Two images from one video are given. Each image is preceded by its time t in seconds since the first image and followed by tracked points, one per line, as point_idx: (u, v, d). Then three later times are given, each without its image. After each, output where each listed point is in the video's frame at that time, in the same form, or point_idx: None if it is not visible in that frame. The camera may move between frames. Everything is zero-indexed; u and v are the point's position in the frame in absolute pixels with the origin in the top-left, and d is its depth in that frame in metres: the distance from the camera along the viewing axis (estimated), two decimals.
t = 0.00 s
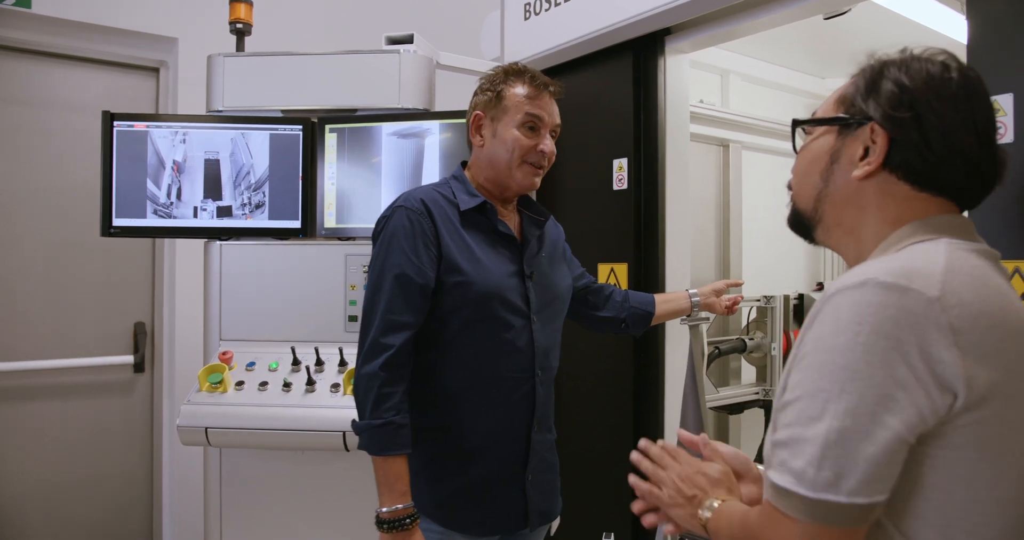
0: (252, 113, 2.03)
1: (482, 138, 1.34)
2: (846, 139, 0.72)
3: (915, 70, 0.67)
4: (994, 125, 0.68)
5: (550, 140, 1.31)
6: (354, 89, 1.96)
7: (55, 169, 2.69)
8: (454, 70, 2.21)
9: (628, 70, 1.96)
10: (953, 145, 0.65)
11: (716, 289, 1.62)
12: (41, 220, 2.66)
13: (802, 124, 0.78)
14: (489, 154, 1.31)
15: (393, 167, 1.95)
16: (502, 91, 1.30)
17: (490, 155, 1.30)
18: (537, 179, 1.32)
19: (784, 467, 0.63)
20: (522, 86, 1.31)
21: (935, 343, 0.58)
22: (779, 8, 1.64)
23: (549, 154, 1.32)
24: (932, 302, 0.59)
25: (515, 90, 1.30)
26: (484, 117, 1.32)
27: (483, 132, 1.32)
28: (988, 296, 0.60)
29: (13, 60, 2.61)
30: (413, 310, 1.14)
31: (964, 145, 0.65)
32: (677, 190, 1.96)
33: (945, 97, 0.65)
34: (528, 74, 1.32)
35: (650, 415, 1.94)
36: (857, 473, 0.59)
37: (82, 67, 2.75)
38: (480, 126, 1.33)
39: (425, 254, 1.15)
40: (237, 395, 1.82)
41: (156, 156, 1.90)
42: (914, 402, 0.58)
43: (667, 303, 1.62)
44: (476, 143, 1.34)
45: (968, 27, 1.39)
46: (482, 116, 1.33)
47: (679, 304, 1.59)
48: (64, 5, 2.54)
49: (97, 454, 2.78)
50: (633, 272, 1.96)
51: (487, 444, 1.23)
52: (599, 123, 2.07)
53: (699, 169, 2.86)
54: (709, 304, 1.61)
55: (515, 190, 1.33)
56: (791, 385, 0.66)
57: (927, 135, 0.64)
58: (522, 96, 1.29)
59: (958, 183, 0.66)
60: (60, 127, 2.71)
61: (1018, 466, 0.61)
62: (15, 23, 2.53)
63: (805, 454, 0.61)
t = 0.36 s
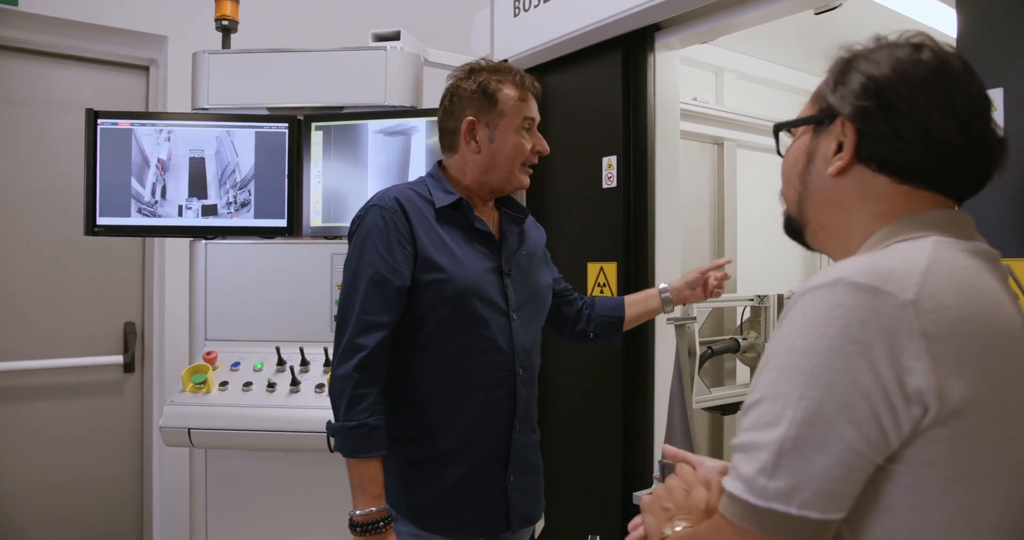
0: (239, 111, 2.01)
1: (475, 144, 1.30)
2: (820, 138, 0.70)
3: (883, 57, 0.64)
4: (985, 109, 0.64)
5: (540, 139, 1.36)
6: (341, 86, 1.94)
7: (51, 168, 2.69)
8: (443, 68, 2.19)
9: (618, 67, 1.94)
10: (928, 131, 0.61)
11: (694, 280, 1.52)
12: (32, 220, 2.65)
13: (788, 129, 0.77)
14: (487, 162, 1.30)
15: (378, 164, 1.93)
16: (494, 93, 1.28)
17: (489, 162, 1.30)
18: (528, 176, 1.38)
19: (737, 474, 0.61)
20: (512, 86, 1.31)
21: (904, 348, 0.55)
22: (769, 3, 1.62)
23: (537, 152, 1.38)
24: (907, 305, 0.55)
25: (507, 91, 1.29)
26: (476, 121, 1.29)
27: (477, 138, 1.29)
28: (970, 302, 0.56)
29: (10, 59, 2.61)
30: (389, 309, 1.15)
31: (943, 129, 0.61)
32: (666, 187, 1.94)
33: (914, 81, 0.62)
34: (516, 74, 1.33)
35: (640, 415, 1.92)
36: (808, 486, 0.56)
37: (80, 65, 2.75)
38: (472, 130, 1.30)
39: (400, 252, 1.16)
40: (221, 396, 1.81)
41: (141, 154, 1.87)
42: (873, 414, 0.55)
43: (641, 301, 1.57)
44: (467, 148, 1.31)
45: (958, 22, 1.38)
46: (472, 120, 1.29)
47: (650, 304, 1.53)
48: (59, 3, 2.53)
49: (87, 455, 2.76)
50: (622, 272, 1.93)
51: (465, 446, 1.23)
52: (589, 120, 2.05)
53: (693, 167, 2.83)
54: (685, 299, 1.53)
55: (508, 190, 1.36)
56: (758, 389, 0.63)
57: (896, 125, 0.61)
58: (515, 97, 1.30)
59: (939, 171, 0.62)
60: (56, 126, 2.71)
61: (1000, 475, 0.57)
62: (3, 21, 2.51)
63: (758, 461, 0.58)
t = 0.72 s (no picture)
0: (232, 109, 2.00)
1: (458, 138, 1.31)
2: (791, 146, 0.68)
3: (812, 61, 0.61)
4: (941, 84, 0.57)
5: (525, 129, 1.36)
6: (334, 84, 1.93)
7: (50, 167, 2.70)
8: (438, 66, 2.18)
9: (612, 64, 1.93)
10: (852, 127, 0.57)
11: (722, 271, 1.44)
12: (30, 219, 2.65)
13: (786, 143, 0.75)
14: (471, 156, 1.30)
15: (372, 163, 1.92)
16: (474, 86, 1.30)
17: (472, 156, 1.30)
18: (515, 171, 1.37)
19: (690, 489, 0.59)
20: (491, 79, 1.33)
21: (834, 348, 0.53)
22: None
23: (523, 144, 1.38)
24: (834, 305, 0.54)
25: (487, 83, 1.31)
26: (458, 115, 1.30)
27: (460, 133, 1.30)
28: (912, 298, 0.53)
29: (10, 58, 2.61)
30: (372, 309, 1.18)
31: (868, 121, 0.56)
32: (660, 186, 1.92)
33: (832, 80, 0.58)
34: (495, 67, 1.34)
35: (634, 413, 1.91)
36: (758, 494, 0.54)
37: (80, 65, 2.75)
38: (455, 125, 1.31)
39: (382, 251, 1.20)
40: (213, 395, 1.80)
41: (133, 153, 1.86)
42: (813, 413, 0.53)
43: (663, 284, 1.52)
44: (451, 143, 1.31)
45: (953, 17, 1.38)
46: (455, 115, 1.30)
47: (673, 287, 1.50)
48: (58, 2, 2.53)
49: (84, 455, 2.76)
50: (617, 270, 1.93)
51: (451, 444, 1.26)
52: (584, 118, 2.04)
53: (690, 166, 2.82)
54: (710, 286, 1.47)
55: (497, 184, 1.35)
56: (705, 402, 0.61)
57: (833, 131, 0.58)
58: (495, 90, 1.31)
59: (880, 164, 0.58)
60: (55, 125, 2.71)
61: (980, 473, 0.55)
62: None
63: (709, 475, 0.57)
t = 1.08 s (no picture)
0: (229, 108, 1.99)
1: (454, 135, 1.31)
2: (791, 123, 0.67)
3: (852, 39, 0.61)
4: (962, 92, 0.60)
5: (522, 123, 1.34)
6: (331, 83, 1.92)
7: (50, 167, 2.70)
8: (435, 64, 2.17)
9: (610, 62, 1.91)
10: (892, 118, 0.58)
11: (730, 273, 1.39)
12: (30, 218, 2.65)
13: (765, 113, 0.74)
14: (467, 152, 1.29)
15: (371, 163, 1.91)
16: (467, 82, 1.30)
17: (468, 152, 1.29)
18: (513, 167, 1.36)
19: (680, 490, 0.55)
20: (484, 74, 1.32)
21: (787, 338, 0.53)
22: None
23: (521, 138, 1.36)
24: (784, 295, 0.54)
25: (480, 79, 1.30)
26: (453, 112, 1.30)
27: (455, 129, 1.30)
28: (864, 289, 0.53)
29: (10, 58, 2.61)
30: (366, 309, 1.18)
31: (908, 116, 0.58)
32: (658, 188, 1.91)
33: (877, 64, 0.58)
34: (487, 63, 1.34)
35: (633, 414, 1.90)
36: (755, 476, 0.51)
37: (80, 65, 2.75)
38: (450, 122, 1.31)
39: (375, 251, 1.20)
40: (209, 395, 1.80)
41: (129, 152, 1.86)
42: (782, 398, 0.52)
43: (671, 287, 1.48)
44: (447, 141, 1.31)
45: (955, 14, 1.36)
46: (449, 111, 1.30)
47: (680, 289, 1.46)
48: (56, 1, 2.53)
49: (83, 455, 2.75)
50: (615, 270, 1.91)
51: (442, 446, 1.25)
52: (582, 117, 2.03)
53: (691, 165, 2.80)
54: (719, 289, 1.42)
55: (496, 180, 1.33)
56: (679, 402, 0.60)
57: (860, 113, 0.59)
58: (488, 85, 1.30)
59: (906, 162, 0.60)
60: (55, 125, 2.71)
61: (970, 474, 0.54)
62: None
63: (699, 467, 0.53)
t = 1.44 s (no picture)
0: (227, 106, 1.99)
1: (452, 132, 1.30)
2: (795, 108, 0.70)
3: (870, 25, 0.64)
4: (971, 93, 0.64)
5: (521, 122, 1.33)
6: (329, 81, 1.92)
7: (50, 166, 2.70)
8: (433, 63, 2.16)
9: (610, 60, 1.90)
10: (908, 109, 0.61)
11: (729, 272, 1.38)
12: (30, 219, 2.65)
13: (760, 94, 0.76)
14: (465, 149, 1.28)
15: (369, 162, 1.90)
16: (465, 79, 1.29)
17: (466, 149, 1.28)
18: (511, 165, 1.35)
19: (666, 500, 0.54)
20: (484, 72, 1.32)
21: (801, 347, 0.51)
22: None
23: (520, 137, 1.35)
24: (801, 299, 0.52)
25: (479, 77, 1.30)
26: (450, 108, 1.29)
27: (453, 126, 1.29)
28: (879, 296, 0.52)
29: (11, 58, 2.62)
30: (362, 305, 1.17)
31: (923, 108, 0.61)
32: (658, 187, 1.90)
33: (896, 54, 0.62)
34: (487, 60, 1.33)
35: (632, 413, 1.89)
36: (737, 499, 0.50)
37: (81, 64, 2.75)
38: (447, 118, 1.30)
39: (373, 247, 1.19)
40: (206, 394, 1.79)
41: (127, 151, 1.86)
42: (788, 413, 0.51)
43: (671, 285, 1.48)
44: (445, 138, 1.30)
45: (956, 10, 1.35)
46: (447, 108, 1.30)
47: (679, 288, 1.45)
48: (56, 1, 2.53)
49: (82, 454, 2.75)
50: (614, 269, 1.90)
51: (439, 444, 1.24)
52: (582, 116, 2.02)
53: (692, 164, 2.79)
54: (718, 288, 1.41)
55: (494, 179, 1.32)
56: (667, 400, 0.58)
57: (877, 99, 0.62)
58: (487, 82, 1.30)
59: (916, 155, 0.63)
60: (55, 125, 2.71)
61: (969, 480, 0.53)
62: None
63: (685, 482, 0.53)
